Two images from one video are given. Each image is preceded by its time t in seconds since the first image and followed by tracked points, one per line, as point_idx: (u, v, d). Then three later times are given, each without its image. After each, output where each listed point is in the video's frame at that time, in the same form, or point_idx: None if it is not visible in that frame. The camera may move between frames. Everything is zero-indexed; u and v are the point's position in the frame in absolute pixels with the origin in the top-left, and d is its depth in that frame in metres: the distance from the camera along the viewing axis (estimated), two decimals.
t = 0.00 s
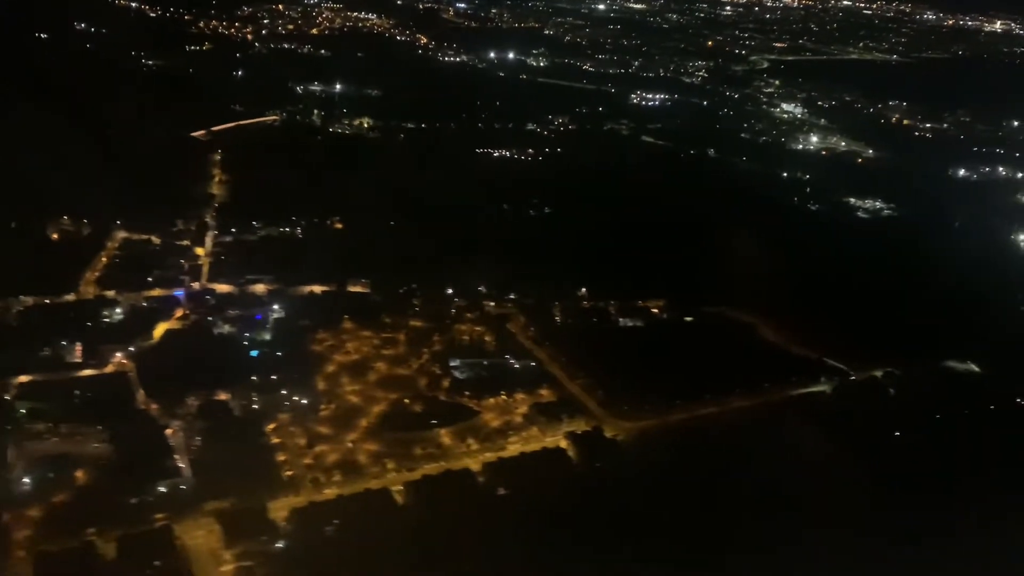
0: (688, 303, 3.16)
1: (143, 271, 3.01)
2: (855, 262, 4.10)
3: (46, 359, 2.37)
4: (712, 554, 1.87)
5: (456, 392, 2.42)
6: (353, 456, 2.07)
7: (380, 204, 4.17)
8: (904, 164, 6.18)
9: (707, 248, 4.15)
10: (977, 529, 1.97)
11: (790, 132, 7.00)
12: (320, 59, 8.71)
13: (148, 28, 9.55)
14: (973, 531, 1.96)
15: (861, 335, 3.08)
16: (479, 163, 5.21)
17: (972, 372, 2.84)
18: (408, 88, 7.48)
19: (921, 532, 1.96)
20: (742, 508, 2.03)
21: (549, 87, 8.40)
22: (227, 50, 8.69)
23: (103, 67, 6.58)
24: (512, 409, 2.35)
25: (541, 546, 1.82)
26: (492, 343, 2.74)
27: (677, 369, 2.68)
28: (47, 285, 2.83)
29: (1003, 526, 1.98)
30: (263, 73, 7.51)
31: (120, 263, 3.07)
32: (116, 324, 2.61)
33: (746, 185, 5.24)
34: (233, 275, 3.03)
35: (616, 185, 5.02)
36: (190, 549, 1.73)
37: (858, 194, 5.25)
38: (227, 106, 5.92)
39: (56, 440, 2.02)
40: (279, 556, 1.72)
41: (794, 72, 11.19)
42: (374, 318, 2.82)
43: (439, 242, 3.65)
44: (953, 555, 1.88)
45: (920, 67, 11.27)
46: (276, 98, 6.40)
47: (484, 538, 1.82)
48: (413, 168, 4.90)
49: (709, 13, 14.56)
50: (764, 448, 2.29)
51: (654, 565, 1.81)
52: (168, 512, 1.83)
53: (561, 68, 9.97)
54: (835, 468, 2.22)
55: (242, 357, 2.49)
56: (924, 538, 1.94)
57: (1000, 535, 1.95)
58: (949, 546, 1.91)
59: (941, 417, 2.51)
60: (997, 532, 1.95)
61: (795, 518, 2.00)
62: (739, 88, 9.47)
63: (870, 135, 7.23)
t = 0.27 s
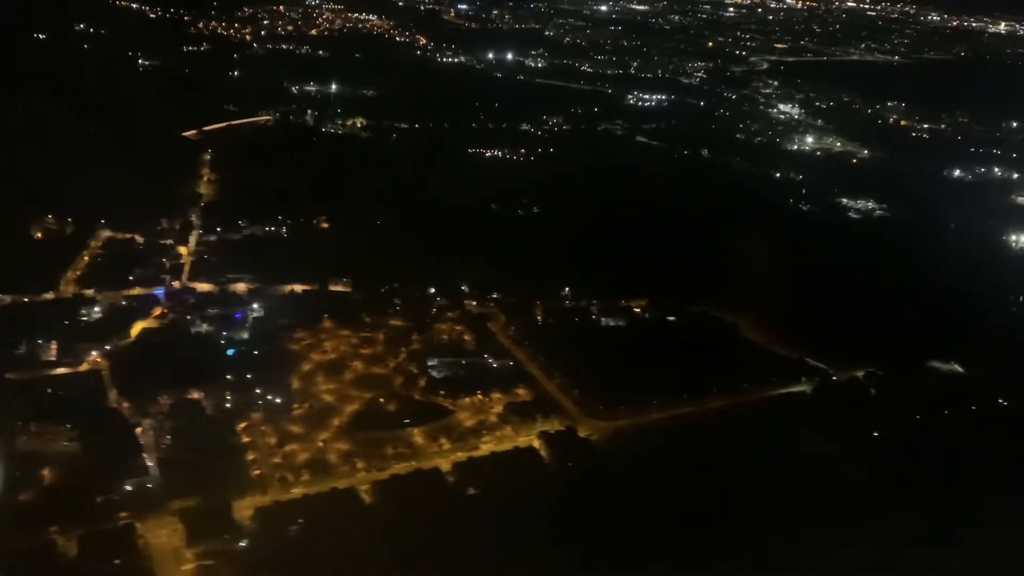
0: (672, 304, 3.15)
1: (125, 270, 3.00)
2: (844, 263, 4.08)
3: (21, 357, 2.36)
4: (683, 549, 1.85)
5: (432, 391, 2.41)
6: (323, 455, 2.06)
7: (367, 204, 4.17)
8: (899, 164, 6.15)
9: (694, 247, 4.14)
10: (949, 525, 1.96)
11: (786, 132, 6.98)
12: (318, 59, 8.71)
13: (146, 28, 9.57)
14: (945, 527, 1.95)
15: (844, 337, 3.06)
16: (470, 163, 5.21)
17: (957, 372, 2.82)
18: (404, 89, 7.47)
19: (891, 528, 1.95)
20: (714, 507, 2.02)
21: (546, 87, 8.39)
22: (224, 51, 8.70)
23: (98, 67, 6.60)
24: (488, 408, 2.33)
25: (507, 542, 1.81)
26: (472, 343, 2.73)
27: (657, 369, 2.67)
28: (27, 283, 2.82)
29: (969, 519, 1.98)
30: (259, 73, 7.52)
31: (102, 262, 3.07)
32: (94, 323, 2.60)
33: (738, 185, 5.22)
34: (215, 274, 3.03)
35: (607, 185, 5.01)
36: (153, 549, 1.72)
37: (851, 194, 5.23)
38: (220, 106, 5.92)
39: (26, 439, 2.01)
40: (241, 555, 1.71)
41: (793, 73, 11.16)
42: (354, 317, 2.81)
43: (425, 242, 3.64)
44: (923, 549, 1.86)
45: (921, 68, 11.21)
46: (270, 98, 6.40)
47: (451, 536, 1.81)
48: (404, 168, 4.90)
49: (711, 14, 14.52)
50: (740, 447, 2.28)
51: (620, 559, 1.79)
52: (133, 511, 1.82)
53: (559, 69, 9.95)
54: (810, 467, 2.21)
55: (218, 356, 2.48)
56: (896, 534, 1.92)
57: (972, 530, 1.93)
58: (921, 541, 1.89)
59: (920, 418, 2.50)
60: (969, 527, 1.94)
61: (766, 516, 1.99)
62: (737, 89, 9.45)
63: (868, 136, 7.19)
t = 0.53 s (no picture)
0: (657, 304, 3.13)
1: (107, 271, 3.00)
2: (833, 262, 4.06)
3: None
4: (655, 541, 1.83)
5: (410, 393, 2.39)
6: (297, 457, 2.05)
7: (356, 205, 4.16)
8: (895, 166, 6.13)
9: (684, 248, 4.12)
10: (926, 522, 1.93)
11: (781, 134, 6.97)
12: (315, 62, 8.73)
13: (145, 31, 9.58)
14: (922, 524, 1.92)
15: (830, 338, 3.05)
16: (462, 165, 5.20)
17: (941, 374, 2.81)
18: (399, 91, 7.48)
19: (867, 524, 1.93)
20: (689, 501, 2.00)
21: (543, 90, 8.39)
22: (222, 53, 8.73)
23: (95, 70, 6.61)
24: (466, 410, 2.31)
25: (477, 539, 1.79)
26: (454, 344, 2.72)
27: (639, 370, 2.65)
28: (9, 284, 2.82)
29: (960, 518, 1.94)
30: (256, 76, 7.53)
31: (86, 262, 3.07)
32: (74, 324, 2.60)
33: (731, 187, 5.20)
34: (198, 275, 3.02)
35: (599, 186, 5.00)
36: (119, 549, 1.71)
37: (844, 196, 5.21)
38: (213, 109, 5.92)
39: None
40: (207, 556, 1.70)
41: (793, 75, 11.14)
42: (335, 318, 2.80)
43: (412, 243, 3.63)
44: (899, 543, 1.84)
45: (921, 70, 11.18)
46: (264, 101, 6.40)
47: (420, 536, 1.79)
48: (395, 169, 4.89)
49: (713, 17, 14.50)
50: (719, 446, 2.27)
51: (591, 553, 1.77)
52: (101, 513, 1.81)
53: (557, 72, 9.95)
54: (788, 465, 2.20)
55: (196, 357, 2.48)
56: (872, 530, 1.90)
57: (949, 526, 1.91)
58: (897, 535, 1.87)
59: (903, 419, 2.48)
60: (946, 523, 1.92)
61: (741, 510, 1.97)
62: (735, 91, 9.44)
63: (865, 137, 7.17)
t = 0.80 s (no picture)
0: (638, 308, 3.12)
1: (87, 276, 2.99)
2: (820, 265, 4.05)
3: None
4: (624, 541, 1.82)
5: (384, 396, 2.37)
6: (265, 461, 2.04)
7: (341, 209, 4.16)
8: (887, 170, 6.11)
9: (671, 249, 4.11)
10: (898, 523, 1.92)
11: (773, 138, 6.96)
12: (310, 67, 8.74)
13: (141, 37, 9.59)
14: (894, 525, 1.91)
15: (811, 345, 3.03)
16: (451, 169, 5.20)
17: (921, 379, 2.80)
18: (393, 97, 7.48)
19: (839, 523, 1.91)
20: (660, 503, 1.98)
21: (538, 95, 8.39)
22: (217, 59, 8.75)
23: (88, 77, 6.63)
24: (439, 414, 2.30)
25: (442, 546, 1.77)
26: (431, 347, 2.70)
27: (617, 375, 2.64)
28: None
29: (933, 522, 1.92)
30: (250, 82, 7.54)
31: (66, 266, 3.06)
32: (49, 327, 2.59)
33: (720, 191, 5.20)
34: (178, 280, 3.02)
35: (588, 190, 4.99)
36: (80, 552, 1.71)
37: (834, 200, 5.20)
38: (204, 114, 5.92)
39: None
40: (166, 562, 1.69)
41: (791, 80, 11.12)
42: (313, 322, 2.79)
43: (396, 249, 3.63)
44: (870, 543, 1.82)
45: (918, 75, 11.18)
46: (256, 106, 6.40)
47: (384, 543, 1.78)
48: (383, 174, 4.89)
49: (712, 23, 14.50)
50: (694, 447, 2.25)
51: (557, 552, 1.76)
52: (62, 515, 1.80)
53: (552, 77, 9.95)
54: (763, 466, 2.18)
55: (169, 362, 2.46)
56: (844, 530, 1.88)
57: (921, 528, 1.90)
58: (868, 536, 1.86)
59: (882, 422, 2.46)
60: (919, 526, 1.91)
61: (712, 509, 1.96)
62: (730, 95, 9.43)
63: (859, 142, 7.16)
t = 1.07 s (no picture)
0: (621, 313, 3.11)
1: (68, 281, 2.98)
2: (808, 269, 4.04)
3: None
4: (594, 548, 1.81)
5: (361, 402, 2.36)
6: (237, 467, 2.03)
7: (329, 214, 4.16)
8: (879, 174, 6.11)
9: (658, 252, 4.10)
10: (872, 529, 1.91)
11: (766, 144, 6.96)
12: (305, 73, 8.76)
13: (137, 44, 9.61)
14: (867, 531, 1.90)
15: (795, 350, 3.02)
16: (441, 174, 5.20)
17: (903, 383, 2.79)
18: (386, 103, 7.49)
19: (812, 529, 1.90)
20: (634, 509, 1.97)
21: (532, 101, 8.39)
22: (212, 66, 8.76)
23: (81, 84, 6.64)
24: (416, 419, 2.29)
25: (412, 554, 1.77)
26: (411, 352, 2.69)
27: (597, 379, 2.63)
28: None
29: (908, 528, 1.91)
30: (243, 88, 7.55)
31: (48, 271, 3.06)
32: (28, 333, 2.59)
33: (710, 196, 5.19)
34: (160, 286, 3.01)
35: (578, 195, 4.99)
36: (45, 558, 1.69)
37: (824, 204, 5.19)
38: (196, 120, 5.93)
39: None
40: (132, 568, 1.68)
41: (786, 86, 11.13)
42: (293, 327, 2.78)
43: (381, 254, 3.63)
44: (841, 553, 1.82)
45: (915, 80, 11.17)
46: (248, 112, 6.41)
47: (353, 550, 1.77)
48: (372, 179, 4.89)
49: (710, 29, 14.51)
50: (670, 452, 2.24)
51: (525, 561, 1.75)
52: (29, 519, 1.79)
53: (547, 83, 9.96)
54: (738, 472, 2.17)
55: (147, 367, 2.46)
56: (816, 537, 1.87)
57: (895, 533, 1.89)
58: (840, 544, 1.85)
59: (862, 427, 2.45)
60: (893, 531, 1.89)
61: (684, 516, 1.95)
62: (725, 101, 9.43)
63: (852, 146, 7.16)
